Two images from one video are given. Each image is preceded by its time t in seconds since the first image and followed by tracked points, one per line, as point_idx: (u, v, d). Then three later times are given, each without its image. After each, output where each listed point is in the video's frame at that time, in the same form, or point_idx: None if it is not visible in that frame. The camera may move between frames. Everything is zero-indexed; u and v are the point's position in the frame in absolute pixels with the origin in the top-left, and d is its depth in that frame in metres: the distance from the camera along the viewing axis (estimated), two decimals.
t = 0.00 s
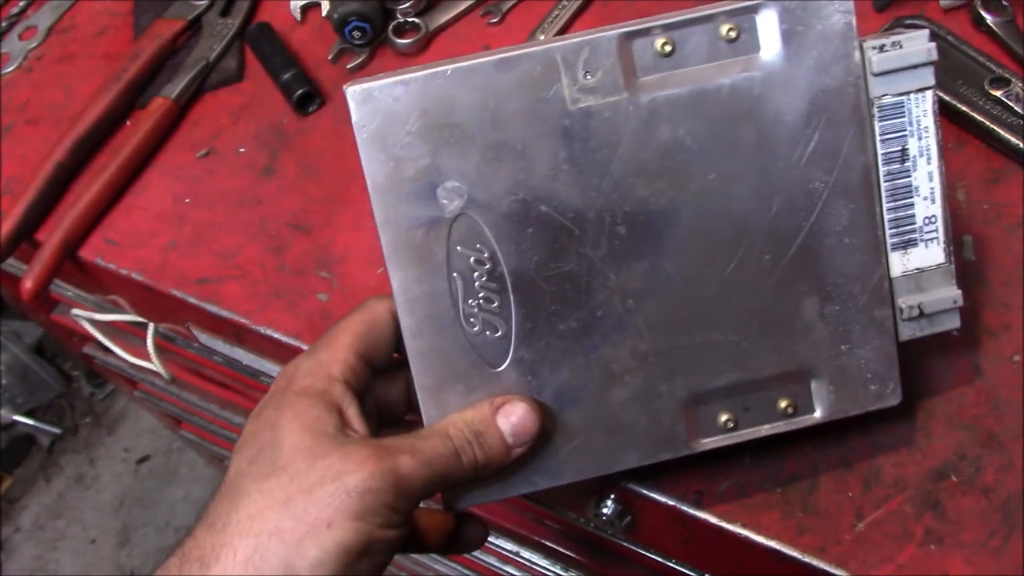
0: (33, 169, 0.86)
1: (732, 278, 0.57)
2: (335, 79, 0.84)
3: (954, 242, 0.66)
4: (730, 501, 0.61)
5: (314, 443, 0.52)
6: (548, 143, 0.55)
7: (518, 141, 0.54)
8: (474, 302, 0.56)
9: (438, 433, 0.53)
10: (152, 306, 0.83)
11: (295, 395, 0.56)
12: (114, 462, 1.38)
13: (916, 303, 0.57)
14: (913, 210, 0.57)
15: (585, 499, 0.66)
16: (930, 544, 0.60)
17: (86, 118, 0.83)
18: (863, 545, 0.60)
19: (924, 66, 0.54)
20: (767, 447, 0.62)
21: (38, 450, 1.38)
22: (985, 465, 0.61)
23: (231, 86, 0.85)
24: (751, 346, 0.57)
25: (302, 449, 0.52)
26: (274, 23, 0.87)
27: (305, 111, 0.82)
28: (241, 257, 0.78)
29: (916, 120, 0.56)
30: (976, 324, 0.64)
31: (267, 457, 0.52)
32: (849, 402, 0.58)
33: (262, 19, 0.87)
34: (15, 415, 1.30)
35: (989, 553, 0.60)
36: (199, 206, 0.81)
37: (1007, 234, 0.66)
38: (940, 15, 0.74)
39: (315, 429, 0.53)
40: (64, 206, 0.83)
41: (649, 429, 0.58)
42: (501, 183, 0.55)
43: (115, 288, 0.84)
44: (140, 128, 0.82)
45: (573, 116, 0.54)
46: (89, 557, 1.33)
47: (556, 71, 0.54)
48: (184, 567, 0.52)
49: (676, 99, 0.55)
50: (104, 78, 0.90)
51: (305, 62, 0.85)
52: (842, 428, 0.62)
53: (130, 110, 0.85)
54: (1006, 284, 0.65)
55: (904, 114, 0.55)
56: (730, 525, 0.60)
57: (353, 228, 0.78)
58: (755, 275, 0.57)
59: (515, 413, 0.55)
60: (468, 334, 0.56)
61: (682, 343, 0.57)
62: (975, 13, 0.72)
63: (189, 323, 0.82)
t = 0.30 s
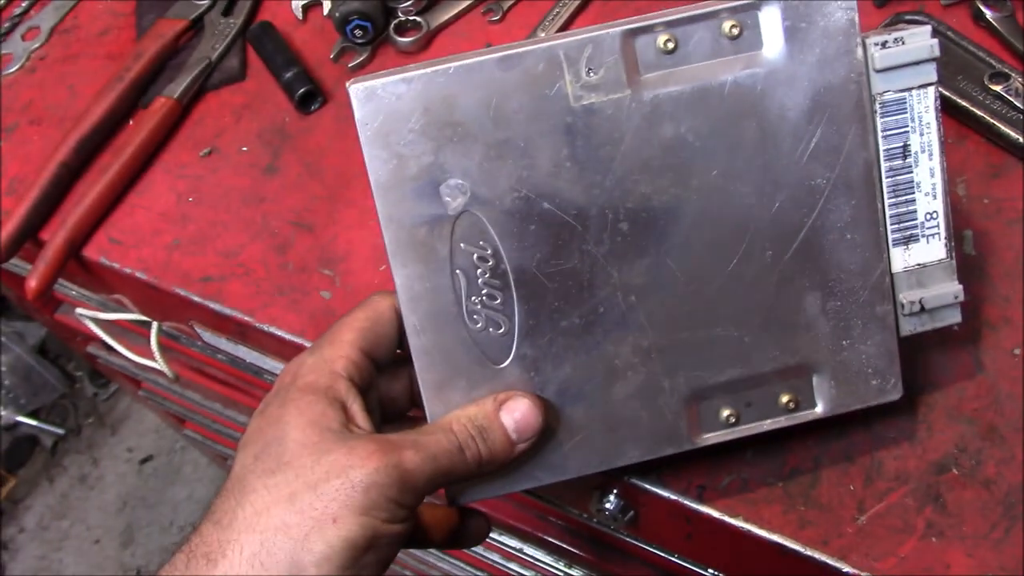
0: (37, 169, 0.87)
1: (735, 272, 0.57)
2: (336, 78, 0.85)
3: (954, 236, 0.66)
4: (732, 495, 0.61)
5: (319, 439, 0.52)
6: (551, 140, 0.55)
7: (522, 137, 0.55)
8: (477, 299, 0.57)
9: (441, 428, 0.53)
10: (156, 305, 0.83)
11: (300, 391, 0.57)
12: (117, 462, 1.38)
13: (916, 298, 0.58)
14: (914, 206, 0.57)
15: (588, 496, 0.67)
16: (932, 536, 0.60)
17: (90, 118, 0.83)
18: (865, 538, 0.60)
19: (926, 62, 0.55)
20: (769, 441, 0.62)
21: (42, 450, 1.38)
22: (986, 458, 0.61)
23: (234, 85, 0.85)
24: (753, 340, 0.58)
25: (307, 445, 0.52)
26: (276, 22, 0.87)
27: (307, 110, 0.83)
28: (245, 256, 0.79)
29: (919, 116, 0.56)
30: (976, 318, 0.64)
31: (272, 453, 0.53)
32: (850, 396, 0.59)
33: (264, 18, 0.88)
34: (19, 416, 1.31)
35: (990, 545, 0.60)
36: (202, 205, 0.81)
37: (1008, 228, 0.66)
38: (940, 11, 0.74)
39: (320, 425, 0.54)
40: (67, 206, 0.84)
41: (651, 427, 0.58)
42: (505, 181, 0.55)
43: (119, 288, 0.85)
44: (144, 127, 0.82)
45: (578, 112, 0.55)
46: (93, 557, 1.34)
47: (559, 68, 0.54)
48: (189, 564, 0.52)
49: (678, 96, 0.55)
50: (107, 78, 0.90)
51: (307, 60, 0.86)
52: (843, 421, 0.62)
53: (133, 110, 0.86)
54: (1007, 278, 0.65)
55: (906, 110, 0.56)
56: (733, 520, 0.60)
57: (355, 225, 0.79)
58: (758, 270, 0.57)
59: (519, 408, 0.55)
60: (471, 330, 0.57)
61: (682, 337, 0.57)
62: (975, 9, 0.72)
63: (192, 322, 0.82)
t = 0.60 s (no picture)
0: (30, 178, 0.86)
1: (720, 253, 0.54)
2: (329, 83, 0.85)
3: (944, 232, 0.67)
4: (727, 493, 0.61)
5: (285, 419, 0.51)
6: (565, 99, 0.49)
7: (537, 91, 0.49)
8: (464, 253, 0.53)
9: (408, 386, 0.51)
10: (151, 310, 0.82)
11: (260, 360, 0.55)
12: (119, 470, 1.39)
13: (870, 287, 0.56)
14: (891, 202, 0.55)
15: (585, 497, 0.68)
16: (925, 531, 0.59)
17: (84, 126, 0.84)
18: (860, 532, 0.59)
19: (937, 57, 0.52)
20: (763, 439, 0.62)
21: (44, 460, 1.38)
22: (979, 452, 0.61)
23: (227, 92, 0.86)
24: (718, 314, 0.55)
25: (274, 428, 0.51)
26: (269, 27, 0.89)
27: (300, 116, 0.84)
28: (240, 262, 0.78)
29: (913, 116, 0.53)
30: (967, 312, 0.64)
31: (239, 439, 0.51)
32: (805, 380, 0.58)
33: (256, 24, 0.89)
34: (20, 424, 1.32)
35: (986, 538, 0.59)
36: (196, 212, 0.81)
37: (998, 223, 0.66)
38: (928, 8, 0.75)
39: (285, 399, 0.52)
40: (62, 215, 0.83)
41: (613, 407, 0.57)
42: (513, 134, 0.50)
43: (116, 295, 0.84)
44: (138, 134, 0.83)
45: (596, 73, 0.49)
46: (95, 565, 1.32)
47: (584, 24, 0.48)
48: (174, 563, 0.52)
49: (699, 67, 0.50)
50: (101, 86, 0.91)
51: (300, 66, 0.86)
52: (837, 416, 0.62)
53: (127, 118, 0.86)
54: (999, 272, 0.65)
55: (904, 108, 0.53)
56: (728, 518, 0.60)
57: (349, 228, 0.79)
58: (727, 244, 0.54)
59: (484, 348, 0.52)
60: (454, 284, 0.53)
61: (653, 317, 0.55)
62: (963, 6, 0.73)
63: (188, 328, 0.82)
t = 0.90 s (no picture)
0: (36, 185, 0.87)
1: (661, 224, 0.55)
2: (331, 87, 0.86)
3: (943, 232, 0.67)
4: (728, 492, 0.61)
5: (256, 367, 0.48)
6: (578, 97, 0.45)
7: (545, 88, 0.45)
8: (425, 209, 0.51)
9: (382, 320, 0.47)
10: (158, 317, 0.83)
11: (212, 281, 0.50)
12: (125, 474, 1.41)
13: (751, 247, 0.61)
14: (776, 198, 0.57)
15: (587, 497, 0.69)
16: (924, 529, 0.60)
17: (88, 132, 0.85)
18: (861, 531, 0.60)
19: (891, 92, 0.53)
20: (763, 437, 0.63)
21: (50, 463, 1.41)
22: (978, 451, 0.61)
23: (230, 97, 0.87)
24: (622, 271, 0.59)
25: (248, 379, 0.48)
26: (272, 34, 0.90)
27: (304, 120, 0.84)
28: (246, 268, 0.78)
29: (828, 136, 0.53)
30: (964, 312, 0.65)
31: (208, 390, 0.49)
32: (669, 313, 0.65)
33: (259, 30, 0.90)
34: (26, 429, 1.33)
35: (983, 536, 0.59)
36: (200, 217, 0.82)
37: (994, 223, 0.67)
38: (926, 9, 0.75)
39: (253, 340, 0.48)
40: (69, 222, 0.84)
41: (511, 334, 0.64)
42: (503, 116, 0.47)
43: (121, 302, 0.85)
44: (143, 141, 0.84)
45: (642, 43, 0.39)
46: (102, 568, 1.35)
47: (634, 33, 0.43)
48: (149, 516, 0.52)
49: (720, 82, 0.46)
50: (105, 93, 0.92)
51: (303, 72, 0.87)
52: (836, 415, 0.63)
53: (132, 125, 0.87)
54: (996, 271, 0.66)
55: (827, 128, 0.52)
56: (729, 517, 0.60)
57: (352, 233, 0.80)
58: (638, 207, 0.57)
59: (447, 261, 0.48)
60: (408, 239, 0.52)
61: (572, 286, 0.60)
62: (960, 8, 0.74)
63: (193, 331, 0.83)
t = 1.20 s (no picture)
0: (41, 194, 0.88)
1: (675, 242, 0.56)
2: (335, 97, 0.86)
3: (944, 241, 0.68)
4: (732, 500, 0.61)
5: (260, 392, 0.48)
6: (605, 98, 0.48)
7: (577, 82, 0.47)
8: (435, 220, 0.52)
9: (387, 345, 0.48)
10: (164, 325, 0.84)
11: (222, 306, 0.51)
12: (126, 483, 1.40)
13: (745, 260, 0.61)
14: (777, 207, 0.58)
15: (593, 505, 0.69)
16: (927, 537, 0.60)
17: (94, 142, 0.85)
18: (864, 539, 0.60)
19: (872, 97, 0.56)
20: (769, 445, 0.63)
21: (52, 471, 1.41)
22: (981, 458, 0.62)
23: (235, 107, 0.88)
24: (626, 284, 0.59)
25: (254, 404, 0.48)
26: (276, 44, 0.90)
27: (308, 130, 0.84)
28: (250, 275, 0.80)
29: (824, 142, 0.53)
30: (966, 320, 0.65)
31: (216, 417, 0.49)
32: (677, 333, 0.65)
33: (263, 41, 0.91)
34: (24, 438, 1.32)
35: (986, 543, 0.59)
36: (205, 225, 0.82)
37: (996, 232, 0.68)
38: (927, 19, 0.76)
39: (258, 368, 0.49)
40: (74, 230, 0.84)
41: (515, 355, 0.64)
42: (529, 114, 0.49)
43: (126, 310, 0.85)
44: (148, 150, 0.84)
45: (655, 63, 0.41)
46: None
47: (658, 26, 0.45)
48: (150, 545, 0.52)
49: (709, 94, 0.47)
50: (110, 102, 0.92)
51: (308, 82, 0.88)
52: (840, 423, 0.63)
53: (137, 134, 0.87)
54: (998, 279, 0.66)
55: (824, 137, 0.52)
56: (734, 524, 0.60)
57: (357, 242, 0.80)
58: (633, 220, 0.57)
59: (450, 287, 0.48)
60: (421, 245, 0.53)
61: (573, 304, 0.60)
62: (959, 16, 0.74)
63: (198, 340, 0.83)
